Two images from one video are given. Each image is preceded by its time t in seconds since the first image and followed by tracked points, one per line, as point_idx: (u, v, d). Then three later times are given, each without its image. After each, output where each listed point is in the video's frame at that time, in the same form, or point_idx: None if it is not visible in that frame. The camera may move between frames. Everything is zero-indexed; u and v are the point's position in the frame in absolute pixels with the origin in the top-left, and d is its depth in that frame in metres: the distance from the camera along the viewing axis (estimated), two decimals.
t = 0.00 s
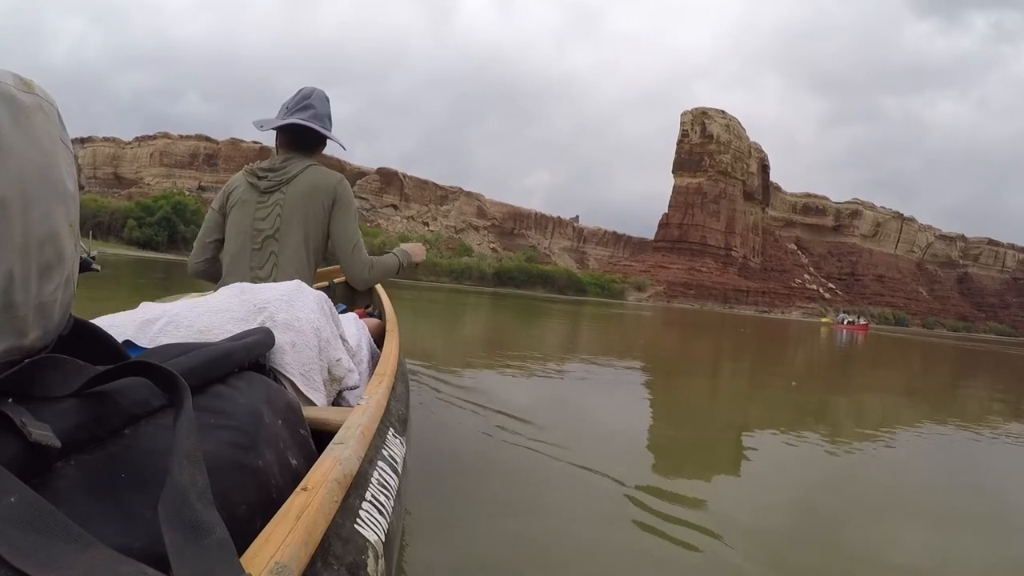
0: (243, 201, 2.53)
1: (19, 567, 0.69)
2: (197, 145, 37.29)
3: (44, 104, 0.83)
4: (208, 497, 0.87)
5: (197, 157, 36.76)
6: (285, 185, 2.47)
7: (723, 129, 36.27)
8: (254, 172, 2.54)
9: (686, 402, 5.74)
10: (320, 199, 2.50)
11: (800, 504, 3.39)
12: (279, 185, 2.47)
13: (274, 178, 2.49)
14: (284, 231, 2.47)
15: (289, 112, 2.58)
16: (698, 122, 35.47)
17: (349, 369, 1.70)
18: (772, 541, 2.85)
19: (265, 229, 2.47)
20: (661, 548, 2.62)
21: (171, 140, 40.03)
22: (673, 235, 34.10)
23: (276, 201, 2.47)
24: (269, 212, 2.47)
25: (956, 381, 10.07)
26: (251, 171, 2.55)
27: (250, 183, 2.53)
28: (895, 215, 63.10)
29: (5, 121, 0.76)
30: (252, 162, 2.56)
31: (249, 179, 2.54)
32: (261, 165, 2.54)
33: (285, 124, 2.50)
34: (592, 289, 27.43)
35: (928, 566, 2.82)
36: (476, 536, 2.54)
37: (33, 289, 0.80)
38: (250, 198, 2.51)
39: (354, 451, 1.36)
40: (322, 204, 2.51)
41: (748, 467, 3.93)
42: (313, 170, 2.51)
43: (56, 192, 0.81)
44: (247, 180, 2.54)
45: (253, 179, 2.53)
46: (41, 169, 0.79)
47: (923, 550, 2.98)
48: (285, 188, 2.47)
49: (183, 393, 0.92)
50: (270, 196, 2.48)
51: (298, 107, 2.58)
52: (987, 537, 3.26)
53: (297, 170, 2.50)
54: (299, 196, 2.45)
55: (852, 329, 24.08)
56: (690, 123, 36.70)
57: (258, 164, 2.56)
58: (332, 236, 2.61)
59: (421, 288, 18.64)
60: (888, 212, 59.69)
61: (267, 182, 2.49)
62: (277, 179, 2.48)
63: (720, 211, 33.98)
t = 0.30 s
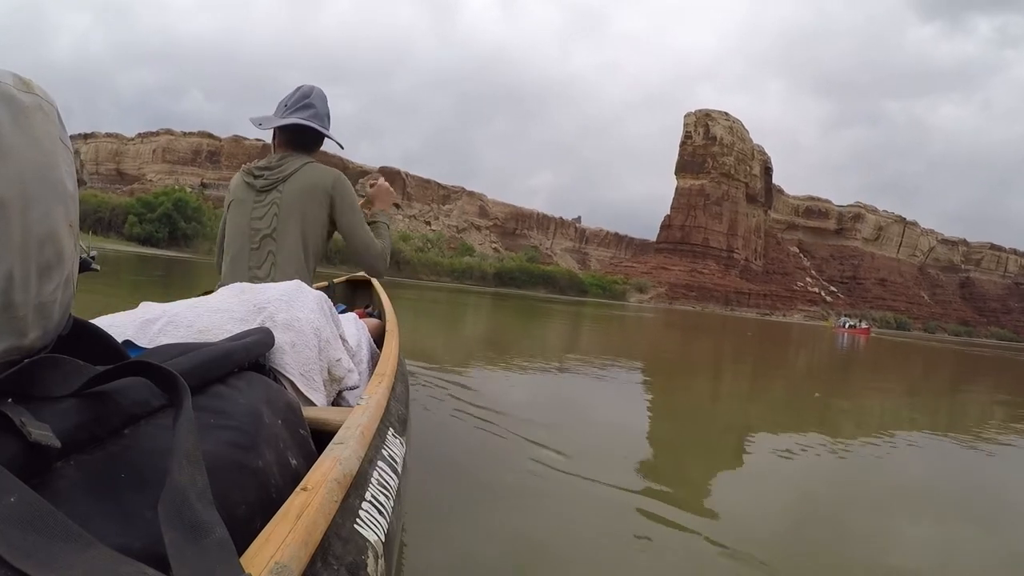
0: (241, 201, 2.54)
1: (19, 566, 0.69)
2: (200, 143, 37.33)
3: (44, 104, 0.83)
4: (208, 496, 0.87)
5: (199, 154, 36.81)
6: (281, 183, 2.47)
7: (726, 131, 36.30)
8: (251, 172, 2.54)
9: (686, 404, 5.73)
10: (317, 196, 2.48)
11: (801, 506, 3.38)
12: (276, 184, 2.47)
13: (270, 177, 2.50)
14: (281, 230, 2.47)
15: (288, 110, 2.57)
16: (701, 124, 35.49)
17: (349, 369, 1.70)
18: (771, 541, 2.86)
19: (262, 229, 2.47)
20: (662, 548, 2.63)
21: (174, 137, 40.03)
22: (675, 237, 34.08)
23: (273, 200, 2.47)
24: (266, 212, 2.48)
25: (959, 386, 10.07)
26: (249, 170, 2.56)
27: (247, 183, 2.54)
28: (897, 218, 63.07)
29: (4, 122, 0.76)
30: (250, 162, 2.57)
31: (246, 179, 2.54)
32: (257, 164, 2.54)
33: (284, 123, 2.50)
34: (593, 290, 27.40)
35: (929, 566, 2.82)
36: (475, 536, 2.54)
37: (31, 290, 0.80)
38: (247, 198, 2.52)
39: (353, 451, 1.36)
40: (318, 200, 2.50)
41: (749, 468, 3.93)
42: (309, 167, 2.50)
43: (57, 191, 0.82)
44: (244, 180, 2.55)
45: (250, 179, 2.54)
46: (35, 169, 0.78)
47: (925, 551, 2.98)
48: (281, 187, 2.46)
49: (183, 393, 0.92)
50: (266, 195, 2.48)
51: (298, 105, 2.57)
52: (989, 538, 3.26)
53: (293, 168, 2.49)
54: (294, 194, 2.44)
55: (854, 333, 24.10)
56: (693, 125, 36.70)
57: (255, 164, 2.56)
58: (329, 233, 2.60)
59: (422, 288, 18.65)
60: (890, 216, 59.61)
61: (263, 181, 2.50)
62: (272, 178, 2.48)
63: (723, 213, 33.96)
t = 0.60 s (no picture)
0: (240, 201, 2.54)
1: (20, 566, 0.69)
2: (201, 144, 37.39)
3: (43, 104, 0.83)
4: (207, 497, 0.87)
5: (200, 156, 36.85)
6: (280, 182, 2.47)
7: (727, 129, 36.27)
8: (251, 171, 2.55)
9: (688, 403, 5.73)
10: (317, 193, 2.49)
11: (803, 506, 3.38)
12: (275, 182, 2.47)
13: (270, 176, 2.50)
14: (281, 228, 2.47)
15: (288, 111, 2.57)
16: (702, 122, 35.49)
17: (349, 369, 1.70)
18: (774, 541, 2.86)
19: (262, 228, 2.47)
20: (661, 549, 2.63)
21: (174, 139, 40.09)
22: (676, 236, 34.06)
23: (271, 199, 2.46)
24: (265, 210, 2.47)
25: (961, 383, 10.07)
26: (248, 171, 2.56)
27: (246, 183, 2.54)
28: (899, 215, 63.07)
29: (4, 121, 0.76)
30: (249, 163, 2.57)
31: (245, 179, 2.54)
32: (256, 164, 2.54)
33: (283, 125, 2.49)
34: (595, 289, 27.38)
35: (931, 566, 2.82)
36: (476, 536, 2.54)
37: (31, 290, 0.80)
38: (247, 198, 2.52)
39: (353, 452, 1.36)
40: (318, 198, 2.51)
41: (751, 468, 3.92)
42: (309, 165, 2.50)
43: (58, 192, 0.82)
44: (243, 181, 2.55)
45: (249, 179, 2.54)
46: (35, 170, 0.78)
47: (927, 551, 2.98)
48: (281, 185, 2.47)
49: (184, 393, 0.92)
50: (266, 194, 2.48)
51: (297, 107, 2.57)
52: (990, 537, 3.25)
53: (291, 167, 2.49)
54: (293, 192, 2.45)
55: (856, 330, 24.09)
56: (694, 123, 36.68)
57: (254, 164, 2.57)
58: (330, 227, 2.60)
59: (424, 288, 18.67)
60: (892, 213, 59.55)
61: (262, 180, 2.50)
62: (272, 177, 2.48)
63: (724, 211, 33.94)
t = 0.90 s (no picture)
0: (244, 200, 2.52)
1: (20, 567, 0.69)
2: (200, 149, 37.47)
3: (44, 105, 0.83)
4: (207, 496, 0.87)
5: (200, 160, 36.90)
6: (287, 183, 2.47)
7: (727, 126, 36.27)
8: (256, 171, 2.53)
9: (692, 401, 5.71)
10: (322, 195, 2.51)
11: (806, 503, 3.37)
12: (281, 184, 2.47)
13: (275, 176, 2.49)
14: (286, 229, 2.47)
15: (295, 113, 2.57)
16: (702, 119, 35.49)
17: (349, 369, 1.70)
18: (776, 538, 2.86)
19: (266, 228, 2.46)
20: (661, 548, 2.61)
21: (174, 145, 40.15)
22: (678, 233, 34.04)
23: (277, 199, 2.47)
24: (271, 211, 2.47)
25: (965, 377, 10.05)
26: (253, 170, 2.54)
27: (250, 183, 2.52)
28: (900, 210, 62.97)
29: (4, 121, 0.76)
30: (253, 162, 2.55)
31: (249, 178, 2.52)
32: (261, 164, 2.53)
33: (291, 126, 2.49)
34: (597, 288, 27.36)
35: (932, 563, 2.80)
36: (476, 536, 2.54)
37: (32, 290, 0.80)
38: (251, 198, 2.51)
39: (353, 452, 1.36)
40: (323, 201, 2.53)
41: (754, 466, 3.90)
42: (315, 166, 2.52)
43: (57, 194, 0.82)
44: (247, 179, 2.53)
45: (254, 178, 2.52)
46: (36, 173, 0.78)
47: (929, 548, 2.96)
48: (287, 186, 2.47)
49: (184, 393, 0.92)
50: (271, 194, 2.47)
51: (305, 109, 2.57)
52: (993, 534, 3.22)
53: (298, 168, 2.50)
54: (301, 193, 2.47)
55: (859, 326, 24.08)
56: (693, 120, 36.68)
57: (259, 164, 2.55)
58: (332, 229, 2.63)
59: (425, 290, 18.66)
60: (893, 208, 59.53)
61: (268, 181, 2.49)
62: (278, 178, 2.48)
63: (725, 208, 33.91)
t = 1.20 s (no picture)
0: (244, 202, 2.49)
1: (18, 567, 0.69)
2: (200, 154, 37.49)
3: (43, 106, 0.83)
4: (206, 497, 0.87)
5: (199, 165, 36.93)
6: (291, 187, 2.47)
7: (727, 121, 36.25)
8: (258, 172, 2.52)
9: (694, 398, 5.70)
10: (324, 202, 2.54)
11: (810, 499, 3.36)
12: (285, 188, 2.47)
13: (279, 179, 2.48)
14: (288, 235, 2.48)
15: (298, 112, 2.58)
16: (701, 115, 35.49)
17: (348, 370, 1.70)
18: (779, 536, 2.84)
19: (269, 233, 2.46)
20: (662, 549, 2.58)
21: (173, 150, 40.18)
22: (679, 230, 34.01)
23: (281, 204, 2.46)
24: (273, 215, 2.47)
25: (969, 368, 10.04)
26: (254, 171, 2.52)
27: (251, 184, 2.50)
28: (901, 202, 62.92)
29: (2, 122, 0.76)
30: (255, 163, 2.53)
31: (251, 180, 2.50)
32: (264, 165, 2.52)
33: (295, 124, 2.50)
34: (598, 286, 27.36)
35: (935, 560, 2.76)
36: (476, 538, 2.52)
37: (31, 291, 0.80)
38: (253, 200, 2.49)
39: (352, 453, 1.36)
40: (325, 207, 2.56)
41: (756, 463, 3.87)
42: (320, 172, 2.53)
43: (56, 193, 0.82)
44: (248, 181, 2.50)
45: (256, 180, 2.51)
46: (36, 173, 0.79)
47: (933, 544, 2.93)
48: (291, 191, 2.47)
49: (182, 394, 0.92)
50: (275, 198, 2.47)
51: (309, 108, 2.58)
52: (998, 530, 3.19)
53: (302, 173, 2.51)
54: (306, 198, 2.49)
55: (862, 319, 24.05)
56: (692, 116, 36.66)
57: (261, 165, 2.54)
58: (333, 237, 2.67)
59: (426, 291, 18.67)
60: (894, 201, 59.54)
61: (271, 183, 2.47)
62: (281, 181, 2.47)
63: (726, 204, 33.86)
